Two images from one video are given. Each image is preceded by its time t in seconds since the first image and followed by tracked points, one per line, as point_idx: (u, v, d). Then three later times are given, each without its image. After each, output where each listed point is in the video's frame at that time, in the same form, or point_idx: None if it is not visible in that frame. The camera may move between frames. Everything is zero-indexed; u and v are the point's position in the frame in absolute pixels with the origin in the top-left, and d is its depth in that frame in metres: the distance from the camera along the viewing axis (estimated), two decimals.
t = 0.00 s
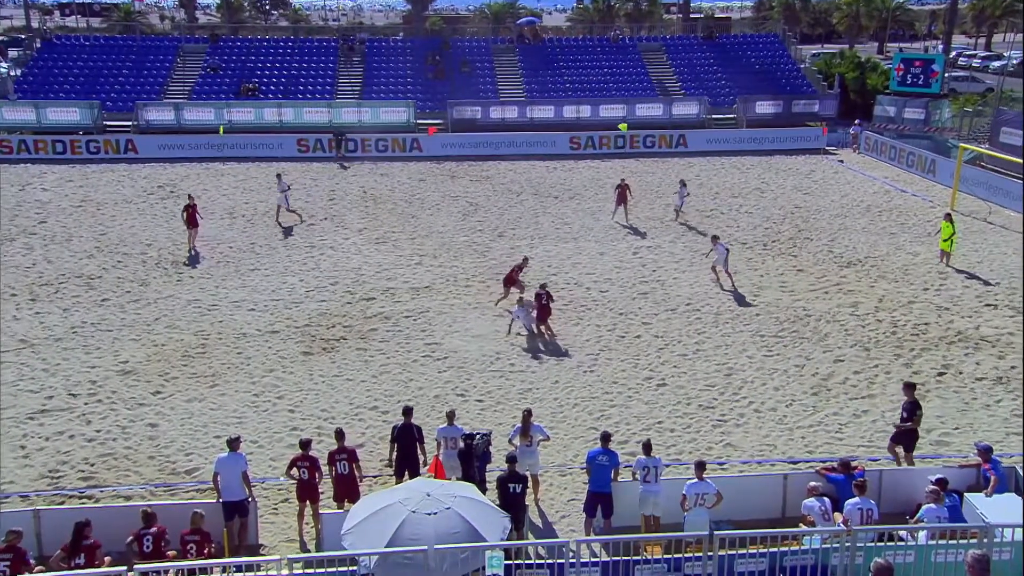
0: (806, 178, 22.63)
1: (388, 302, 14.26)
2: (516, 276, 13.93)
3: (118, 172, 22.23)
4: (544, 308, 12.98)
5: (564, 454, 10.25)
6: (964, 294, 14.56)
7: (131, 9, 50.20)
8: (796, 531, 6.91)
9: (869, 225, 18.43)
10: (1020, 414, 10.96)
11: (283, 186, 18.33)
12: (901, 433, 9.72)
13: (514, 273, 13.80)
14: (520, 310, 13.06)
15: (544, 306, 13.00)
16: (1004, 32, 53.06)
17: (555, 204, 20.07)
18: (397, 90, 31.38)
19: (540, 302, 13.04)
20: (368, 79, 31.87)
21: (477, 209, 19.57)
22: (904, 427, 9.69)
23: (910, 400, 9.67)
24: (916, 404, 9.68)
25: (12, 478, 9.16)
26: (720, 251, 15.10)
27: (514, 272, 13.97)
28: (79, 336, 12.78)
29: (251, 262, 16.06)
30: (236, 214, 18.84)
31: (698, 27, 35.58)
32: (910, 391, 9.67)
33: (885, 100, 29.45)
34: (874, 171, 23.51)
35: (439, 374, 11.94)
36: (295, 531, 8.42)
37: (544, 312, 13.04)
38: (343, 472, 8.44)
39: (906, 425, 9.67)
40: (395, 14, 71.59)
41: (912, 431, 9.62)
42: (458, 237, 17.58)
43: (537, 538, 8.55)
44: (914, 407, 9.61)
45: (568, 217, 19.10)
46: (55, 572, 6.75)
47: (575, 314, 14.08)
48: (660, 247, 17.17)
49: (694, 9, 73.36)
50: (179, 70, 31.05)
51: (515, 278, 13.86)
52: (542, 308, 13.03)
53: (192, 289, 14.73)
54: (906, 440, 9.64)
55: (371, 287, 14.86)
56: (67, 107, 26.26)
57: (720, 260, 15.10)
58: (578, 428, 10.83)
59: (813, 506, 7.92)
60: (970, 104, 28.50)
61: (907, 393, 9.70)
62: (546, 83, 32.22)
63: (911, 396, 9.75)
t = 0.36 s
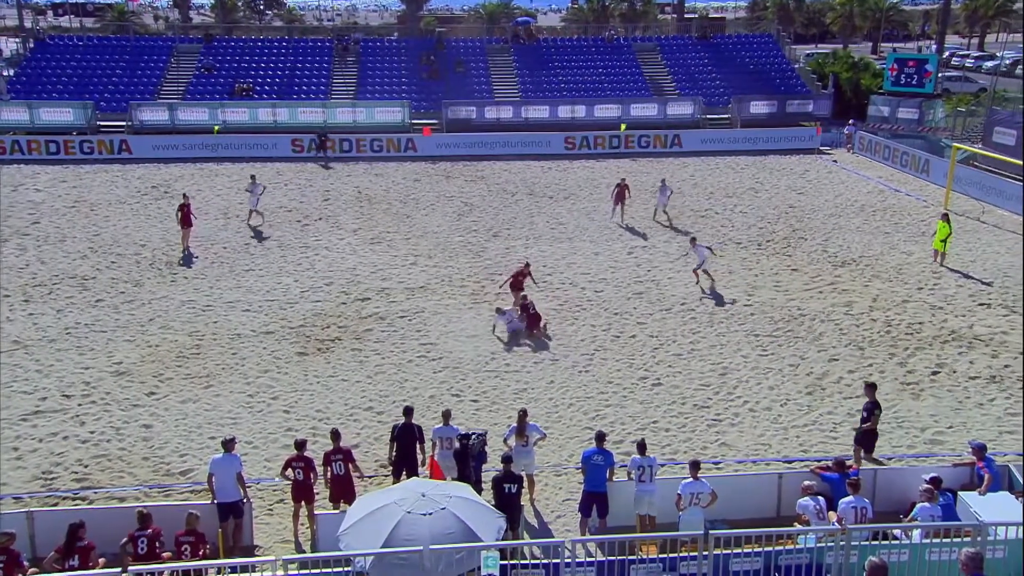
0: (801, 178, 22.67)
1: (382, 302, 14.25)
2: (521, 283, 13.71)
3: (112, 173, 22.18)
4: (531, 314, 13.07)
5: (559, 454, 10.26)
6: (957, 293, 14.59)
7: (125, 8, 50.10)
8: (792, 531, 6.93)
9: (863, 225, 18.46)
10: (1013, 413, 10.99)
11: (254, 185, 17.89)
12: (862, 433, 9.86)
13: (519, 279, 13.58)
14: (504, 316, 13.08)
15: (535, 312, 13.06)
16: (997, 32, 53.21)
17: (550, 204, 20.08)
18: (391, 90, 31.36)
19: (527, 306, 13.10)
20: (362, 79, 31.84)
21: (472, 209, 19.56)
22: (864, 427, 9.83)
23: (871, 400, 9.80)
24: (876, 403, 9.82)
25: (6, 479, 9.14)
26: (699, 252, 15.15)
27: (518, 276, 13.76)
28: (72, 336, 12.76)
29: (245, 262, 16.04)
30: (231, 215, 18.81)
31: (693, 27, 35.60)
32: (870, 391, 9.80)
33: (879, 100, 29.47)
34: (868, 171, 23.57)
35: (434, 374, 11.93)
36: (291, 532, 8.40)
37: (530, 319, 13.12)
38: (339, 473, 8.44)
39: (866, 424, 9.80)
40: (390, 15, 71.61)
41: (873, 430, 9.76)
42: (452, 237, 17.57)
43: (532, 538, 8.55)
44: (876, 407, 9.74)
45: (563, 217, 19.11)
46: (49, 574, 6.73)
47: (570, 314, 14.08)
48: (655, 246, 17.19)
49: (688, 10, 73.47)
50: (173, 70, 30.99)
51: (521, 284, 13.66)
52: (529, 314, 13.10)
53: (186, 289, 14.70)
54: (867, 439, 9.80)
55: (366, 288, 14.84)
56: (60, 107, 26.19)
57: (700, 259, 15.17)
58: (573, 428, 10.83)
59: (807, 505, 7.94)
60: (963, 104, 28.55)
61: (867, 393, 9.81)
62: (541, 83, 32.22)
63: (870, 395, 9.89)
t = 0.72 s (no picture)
0: (800, 178, 22.68)
1: (381, 302, 14.25)
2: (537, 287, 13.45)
3: (110, 173, 22.17)
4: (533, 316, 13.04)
5: (558, 454, 10.27)
6: (956, 293, 14.60)
7: (123, 8, 50.07)
8: (790, 531, 6.94)
9: (862, 225, 18.47)
10: (1012, 413, 11.00)
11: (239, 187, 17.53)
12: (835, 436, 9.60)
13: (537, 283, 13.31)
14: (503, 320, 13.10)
15: (533, 315, 13.01)
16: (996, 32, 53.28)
17: (549, 204, 20.08)
18: (390, 90, 31.34)
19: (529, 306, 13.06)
20: (361, 79, 31.83)
21: (471, 209, 19.56)
22: (836, 428, 9.55)
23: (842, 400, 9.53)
24: (847, 402, 9.57)
25: (4, 480, 9.14)
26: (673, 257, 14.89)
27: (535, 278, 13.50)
28: (71, 336, 12.75)
29: (244, 262, 16.03)
30: (230, 214, 18.80)
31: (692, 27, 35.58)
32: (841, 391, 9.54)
33: (877, 100, 29.43)
34: (867, 171, 23.58)
35: (433, 374, 11.93)
36: (289, 532, 8.40)
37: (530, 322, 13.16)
38: (339, 473, 8.44)
39: (838, 424, 9.51)
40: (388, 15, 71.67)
41: (847, 430, 9.46)
42: (451, 237, 17.57)
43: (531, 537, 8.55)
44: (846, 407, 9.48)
45: (562, 217, 19.11)
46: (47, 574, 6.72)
47: (569, 314, 14.09)
48: (654, 246, 17.20)
49: (687, 10, 73.49)
50: (172, 70, 30.97)
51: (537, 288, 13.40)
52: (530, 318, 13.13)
53: (185, 289, 14.70)
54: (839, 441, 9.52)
55: (365, 288, 14.84)
56: (59, 107, 26.17)
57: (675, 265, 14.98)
58: (572, 428, 10.83)
59: (806, 505, 7.94)
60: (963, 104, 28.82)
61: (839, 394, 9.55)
62: (539, 83, 32.21)
63: (840, 394, 9.63)
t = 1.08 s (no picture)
0: (800, 178, 22.67)
1: (381, 302, 14.24)
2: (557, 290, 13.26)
3: (110, 173, 22.17)
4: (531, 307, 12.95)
5: (558, 454, 10.27)
6: (956, 293, 14.59)
7: (124, 8, 50.09)
8: (790, 531, 6.94)
9: (862, 225, 18.47)
10: (1012, 413, 11.00)
11: (232, 188, 17.18)
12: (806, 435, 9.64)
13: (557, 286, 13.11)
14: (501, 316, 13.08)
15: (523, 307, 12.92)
16: (996, 32, 53.27)
17: (549, 204, 20.08)
18: (390, 90, 31.33)
19: (529, 298, 12.99)
20: (360, 79, 31.82)
21: (471, 209, 19.55)
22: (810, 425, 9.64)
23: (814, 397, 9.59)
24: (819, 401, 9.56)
25: (4, 480, 9.14)
26: (648, 264, 14.27)
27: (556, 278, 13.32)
28: (71, 336, 12.75)
29: (245, 262, 16.03)
30: (230, 215, 18.80)
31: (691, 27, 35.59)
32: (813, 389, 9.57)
33: (877, 100, 29.40)
34: (868, 171, 23.57)
35: (433, 374, 11.93)
36: (289, 532, 8.41)
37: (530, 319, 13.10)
38: (339, 473, 8.44)
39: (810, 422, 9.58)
40: (388, 15, 71.67)
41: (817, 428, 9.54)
42: (451, 237, 17.56)
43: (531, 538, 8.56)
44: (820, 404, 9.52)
45: (563, 217, 19.10)
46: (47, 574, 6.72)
47: (569, 314, 14.08)
48: (654, 246, 17.20)
49: (687, 10, 73.49)
50: (172, 70, 30.96)
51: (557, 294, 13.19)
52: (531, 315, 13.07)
53: (185, 289, 14.70)
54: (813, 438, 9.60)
55: (365, 288, 14.83)
56: (59, 107, 26.17)
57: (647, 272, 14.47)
58: (572, 428, 10.83)
59: (806, 505, 7.94)
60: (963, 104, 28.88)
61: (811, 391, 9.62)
62: (539, 83, 32.20)
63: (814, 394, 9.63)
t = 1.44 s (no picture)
0: (798, 178, 22.69)
1: (380, 302, 14.24)
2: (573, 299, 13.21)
3: (109, 173, 22.16)
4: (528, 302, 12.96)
5: (557, 454, 10.28)
6: (954, 293, 14.61)
7: (123, 8, 50.07)
8: (789, 531, 6.95)
9: (861, 225, 18.49)
10: (1010, 412, 11.01)
11: (230, 188, 17.00)
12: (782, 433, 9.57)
13: (574, 293, 13.07)
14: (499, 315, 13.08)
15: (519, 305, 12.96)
16: (995, 31, 53.31)
17: (548, 204, 20.08)
18: (389, 90, 31.33)
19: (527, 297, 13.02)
20: (359, 79, 31.81)
21: (470, 209, 19.55)
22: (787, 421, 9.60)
23: (792, 394, 9.53)
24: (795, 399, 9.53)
25: (3, 480, 9.13)
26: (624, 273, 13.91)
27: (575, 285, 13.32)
28: (70, 337, 12.75)
29: (244, 262, 16.03)
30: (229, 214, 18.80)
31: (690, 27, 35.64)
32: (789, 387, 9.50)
33: (877, 100, 29.63)
34: (867, 171, 23.59)
35: (432, 374, 11.93)
36: (288, 532, 8.40)
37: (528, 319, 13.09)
38: (338, 473, 8.45)
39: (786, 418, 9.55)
40: (387, 15, 71.69)
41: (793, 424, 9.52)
42: (450, 237, 17.56)
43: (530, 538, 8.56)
44: (797, 401, 9.50)
45: (561, 217, 19.10)
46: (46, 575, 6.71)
47: (569, 314, 14.09)
48: (653, 246, 17.21)
49: (686, 10, 73.53)
50: (170, 70, 30.95)
51: (572, 301, 13.11)
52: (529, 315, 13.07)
53: (184, 289, 14.70)
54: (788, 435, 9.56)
55: (363, 288, 14.83)
56: (57, 107, 26.16)
57: (622, 284, 14.03)
58: (571, 428, 10.84)
59: (805, 505, 7.95)
60: (962, 104, 28.86)
61: (787, 388, 9.55)
62: (538, 83, 32.20)
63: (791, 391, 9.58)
